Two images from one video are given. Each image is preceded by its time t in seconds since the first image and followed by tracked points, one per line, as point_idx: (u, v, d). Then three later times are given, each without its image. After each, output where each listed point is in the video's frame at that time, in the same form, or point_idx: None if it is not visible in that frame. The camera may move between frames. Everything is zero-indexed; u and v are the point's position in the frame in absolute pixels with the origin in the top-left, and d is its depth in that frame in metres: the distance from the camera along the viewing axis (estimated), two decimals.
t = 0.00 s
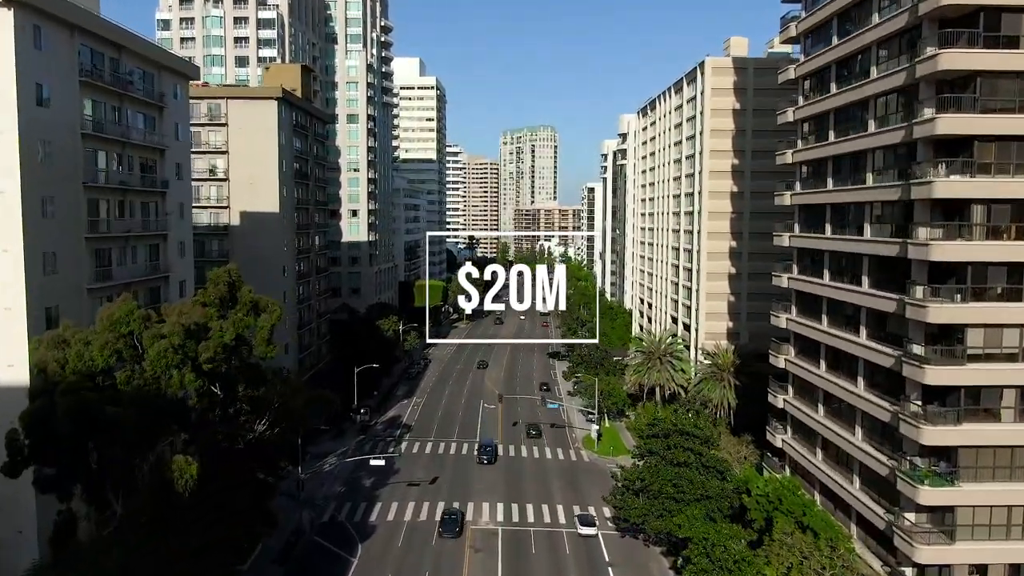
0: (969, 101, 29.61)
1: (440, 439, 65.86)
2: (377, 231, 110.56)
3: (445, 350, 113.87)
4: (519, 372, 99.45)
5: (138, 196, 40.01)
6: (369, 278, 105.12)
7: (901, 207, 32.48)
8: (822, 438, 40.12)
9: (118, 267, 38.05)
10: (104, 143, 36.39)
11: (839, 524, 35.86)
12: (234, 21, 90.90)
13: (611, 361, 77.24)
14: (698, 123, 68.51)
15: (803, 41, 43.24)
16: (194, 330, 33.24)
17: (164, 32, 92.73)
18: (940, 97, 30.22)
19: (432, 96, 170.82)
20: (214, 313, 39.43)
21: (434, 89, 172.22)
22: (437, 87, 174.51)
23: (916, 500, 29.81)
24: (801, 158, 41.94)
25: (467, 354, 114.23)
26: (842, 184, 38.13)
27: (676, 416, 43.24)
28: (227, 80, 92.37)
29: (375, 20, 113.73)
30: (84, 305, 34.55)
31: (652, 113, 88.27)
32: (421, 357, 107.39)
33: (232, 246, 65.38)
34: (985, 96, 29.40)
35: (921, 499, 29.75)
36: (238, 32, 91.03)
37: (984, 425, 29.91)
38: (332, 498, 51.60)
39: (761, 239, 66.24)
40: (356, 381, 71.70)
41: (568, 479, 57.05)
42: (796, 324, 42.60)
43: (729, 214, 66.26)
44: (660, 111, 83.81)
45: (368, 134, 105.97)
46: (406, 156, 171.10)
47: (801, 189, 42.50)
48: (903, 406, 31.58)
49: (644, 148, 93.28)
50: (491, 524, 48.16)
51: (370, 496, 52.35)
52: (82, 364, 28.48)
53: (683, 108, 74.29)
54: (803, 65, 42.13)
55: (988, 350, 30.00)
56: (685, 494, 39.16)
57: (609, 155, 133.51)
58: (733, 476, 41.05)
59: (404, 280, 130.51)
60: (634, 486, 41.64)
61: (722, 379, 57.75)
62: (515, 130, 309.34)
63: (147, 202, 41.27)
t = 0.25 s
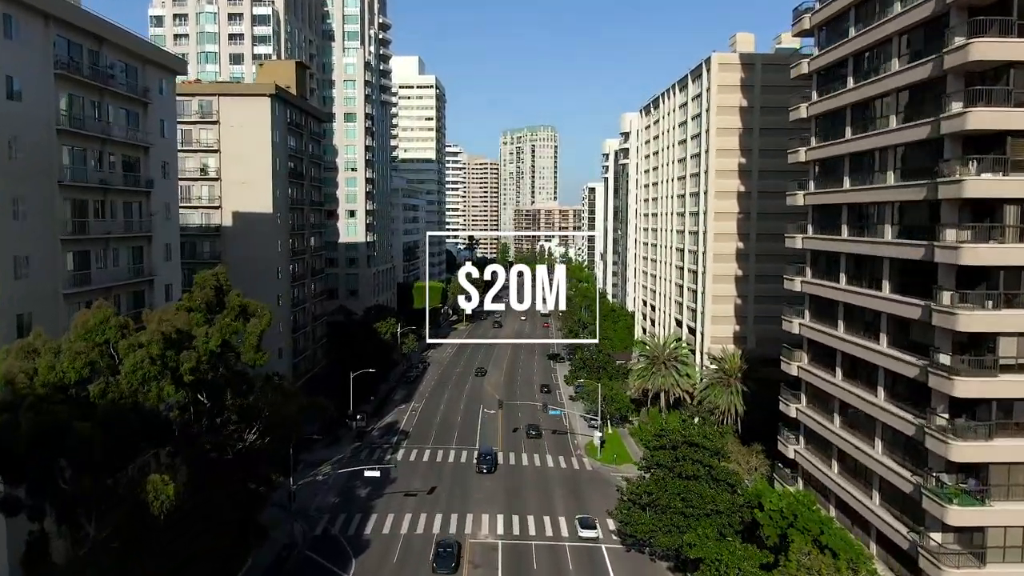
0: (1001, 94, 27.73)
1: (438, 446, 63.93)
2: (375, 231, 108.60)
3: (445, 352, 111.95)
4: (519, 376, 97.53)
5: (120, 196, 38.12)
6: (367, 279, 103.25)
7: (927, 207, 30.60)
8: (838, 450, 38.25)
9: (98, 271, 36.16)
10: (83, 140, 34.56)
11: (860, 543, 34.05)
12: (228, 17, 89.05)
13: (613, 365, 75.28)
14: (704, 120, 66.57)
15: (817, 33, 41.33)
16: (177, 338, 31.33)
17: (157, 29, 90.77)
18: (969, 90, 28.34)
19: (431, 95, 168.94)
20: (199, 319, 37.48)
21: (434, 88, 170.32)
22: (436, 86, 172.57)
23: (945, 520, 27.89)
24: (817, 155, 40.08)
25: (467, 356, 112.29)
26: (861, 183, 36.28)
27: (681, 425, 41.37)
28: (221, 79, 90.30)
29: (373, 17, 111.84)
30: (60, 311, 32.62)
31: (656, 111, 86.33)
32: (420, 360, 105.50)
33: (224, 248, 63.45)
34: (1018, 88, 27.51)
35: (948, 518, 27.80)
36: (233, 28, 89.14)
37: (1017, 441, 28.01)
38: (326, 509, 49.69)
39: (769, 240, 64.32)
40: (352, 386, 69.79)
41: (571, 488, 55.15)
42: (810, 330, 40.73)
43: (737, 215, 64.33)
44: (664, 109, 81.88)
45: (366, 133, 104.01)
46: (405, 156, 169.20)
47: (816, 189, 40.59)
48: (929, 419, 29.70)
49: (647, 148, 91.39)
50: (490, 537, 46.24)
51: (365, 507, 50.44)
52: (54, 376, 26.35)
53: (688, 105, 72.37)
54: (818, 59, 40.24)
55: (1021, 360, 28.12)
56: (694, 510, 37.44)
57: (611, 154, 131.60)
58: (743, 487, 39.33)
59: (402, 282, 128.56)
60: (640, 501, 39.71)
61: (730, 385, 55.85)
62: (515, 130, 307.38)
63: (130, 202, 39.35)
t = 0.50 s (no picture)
0: None
1: (436, 454, 62.08)
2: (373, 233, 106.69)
3: (444, 355, 110.11)
4: (520, 379, 95.66)
5: (100, 196, 36.31)
6: (365, 281, 101.42)
7: (955, 209, 28.74)
8: (855, 464, 36.35)
9: (75, 275, 34.36)
10: (58, 137, 32.85)
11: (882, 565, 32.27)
12: (223, 14, 87.17)
13: (616, 369, 73.41)
14: (710, 118, 64.69)
15: (832, 26, 39.44)
16: (156, 347, 29.42)
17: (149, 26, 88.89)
18: (1002, 83, 26.52)
19: (430, 94, 167.05)
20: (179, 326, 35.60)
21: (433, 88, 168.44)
22: (436, 85, 170.68)
23: (977, 545, 25.96)
24: (832, 154, 38.22)
25: (466, 359, 110.45)
26: (881, 183, 34.39)
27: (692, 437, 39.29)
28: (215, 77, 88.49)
29: (371, 15, 109.99)
30: (31, 318, 30.90)
31: (659, 109, 84.42)
32: (418, 363, 103.67)
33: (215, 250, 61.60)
34: None
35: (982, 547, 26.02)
36: (227, 25, 87.26)
37: None
38: (318, 523, 47.83)
39: (777, 242, 62.45)
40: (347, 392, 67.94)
41: (574, 499, 53.33)
42: (824, 338, 38.87)
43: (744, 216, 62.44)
44: (668, 107, 79.97)
45: (364, 133, 102.08)
46: (404, 156, 167.37)
47: (831, 190, 38.71)
48: (959, 435, 27.85)
49: (651, 147, 89.50)
50: (490, 552, 44.37)
51: (359, 520, 48.59)
52: (20, 394, 23.84)
53: (693, 103, 70.48)
54: (833, 53, 38.39)
55: None
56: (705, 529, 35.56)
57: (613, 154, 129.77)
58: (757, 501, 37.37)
59: (401, 283, 126.72)
60: (648, 516, 37.77)
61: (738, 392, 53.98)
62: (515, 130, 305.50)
63: (111, 203, 37.52)
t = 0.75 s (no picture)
0: None
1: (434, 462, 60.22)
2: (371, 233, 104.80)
3: (442, 358, 108.39)
4: (520, 382, 93.91)
5: (78, 196, 34.49)
6: (362, 283, 99.61)
7: (987, 209, 26.87)
8: (874, 478, 34.49)
9: (51, 279, 32.56)
10: (31, 133, 31.13)
11: None
12: (217, 10, 85.28)
13: (618, 374, 71.54)
14: (717, 116, 62.78)
15: (848, 17, 37.46)
16: (134, 357, 27.50)
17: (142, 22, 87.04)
18: None
19: (429, 93, 165.10)
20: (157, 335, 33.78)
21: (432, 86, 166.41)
22: (435, 84, 168.74)
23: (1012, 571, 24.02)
24: (848, 152, 36.42)
25: (465, 362, 108.71)
26: (902, 182, 32.63)
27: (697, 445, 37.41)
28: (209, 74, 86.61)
29: (368, 11, 108.03)
30: None
31: (663, 107, 82.50)
32: (417, 366, 101.96)
33: (206, 252, 59.78)
34: None
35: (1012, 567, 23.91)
36: (221, 22, 85.39)
37: None
38: (311, 536, 46.01)
39: (785, 243, 60.59)
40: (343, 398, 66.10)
41: (577, 509, 51.59)
42: (841, 344, 37.05)
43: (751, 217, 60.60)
44: (672, 105, 78.05)
45: (361, 132, 100.14)
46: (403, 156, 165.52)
47: (848, 189, 36.84)
48: (991, 452, 26.04)
49: (654, 146, 87.62)
50: (490, 568, 42.53)
51: (353, 532, 46.78)
52: None
53: (698, 100, 68.63)
54: (849, 46, 36.52)
55: None
56: (716, 546, 33.97)
57: (614, 152, 128.04)
58: (767, 514, 35.80)
59: (400, 285, 124.85)
60: (655, 532, 35.94)
61: (747, 399, 52.58)
62: (515, 130, 303.63)
63: (91, 204, 35.68)
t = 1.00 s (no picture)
0: None
1: (431, 471, 58.36)
2: (369, 234, 102.92)
3: (441, 361, 106.59)
4: (520, 386, 92.10)
5: (53, 195, 32.66)
6: (360, 285, 97.74)
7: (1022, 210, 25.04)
8: (895, 494, 32.60)
9: (21, 283, 30.74)
10: None
11: None
12: (210, 5, 83.39)
13: (622, 378, 69.64)
14: (723, 114, 60.91)
15: (867, 8, 35.57)
16: (110, 366, 25.69)
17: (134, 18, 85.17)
18: None
19: (428, 92, 163.09)
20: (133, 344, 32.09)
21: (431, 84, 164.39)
22: (434, 83, 166.80)
23: None
24: (868, 149, 34.46)
25: (465, 365, 106.87)
26: (926, 180, 30.64)
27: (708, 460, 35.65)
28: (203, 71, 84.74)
29: (366, 8, 106.11)
30: None
31: (667, 105, 80.59)
32: (415, 369, 100.11)
33: (196, 253, 57.92)
34: None
35: None
36: (215, 17, 83.52)
37: None
38: (303, 550, 44.14)
39: (794, 245, 58.76)
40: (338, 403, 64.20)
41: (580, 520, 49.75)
42: (858, 352, 35.25)
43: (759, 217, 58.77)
44: (677, 102, 76.15)
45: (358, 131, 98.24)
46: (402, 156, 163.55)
47: (866, 189, 35.00)
48: None
49: (658, 145, 85.74)
50: None
51: (347, 546, 44.90)
52: None
53: (704, 97, 66.73)
54: (868, 38, 34.65)
55: None
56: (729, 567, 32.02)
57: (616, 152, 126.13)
58: (781, 535, 33.97)
59: (398, 286, 122.99)
60: (662, 551, 33.97)
61: (758, 406, 50.84)
62: (515, 129, 301.66)
63: (68, 204, 33.89)
